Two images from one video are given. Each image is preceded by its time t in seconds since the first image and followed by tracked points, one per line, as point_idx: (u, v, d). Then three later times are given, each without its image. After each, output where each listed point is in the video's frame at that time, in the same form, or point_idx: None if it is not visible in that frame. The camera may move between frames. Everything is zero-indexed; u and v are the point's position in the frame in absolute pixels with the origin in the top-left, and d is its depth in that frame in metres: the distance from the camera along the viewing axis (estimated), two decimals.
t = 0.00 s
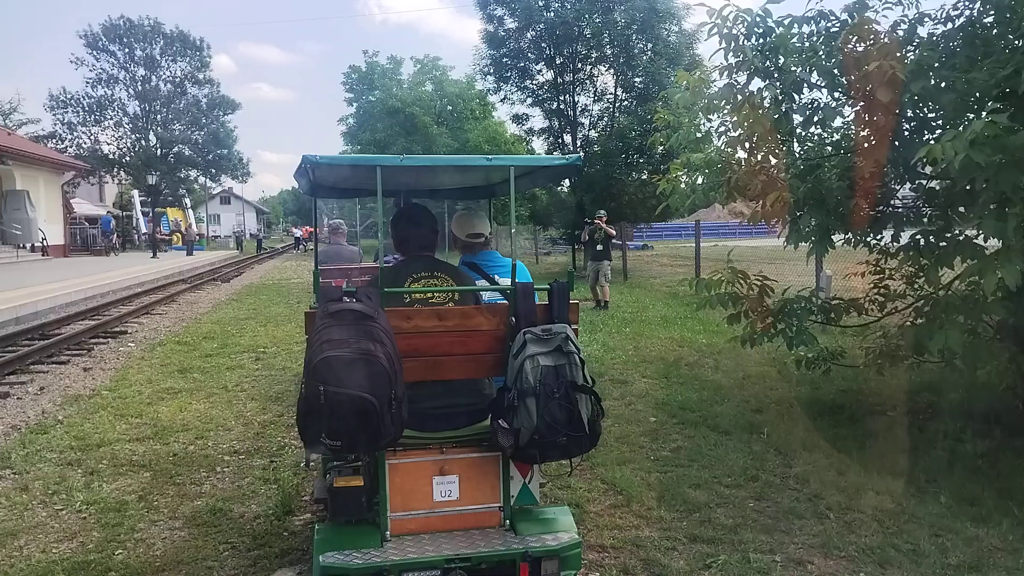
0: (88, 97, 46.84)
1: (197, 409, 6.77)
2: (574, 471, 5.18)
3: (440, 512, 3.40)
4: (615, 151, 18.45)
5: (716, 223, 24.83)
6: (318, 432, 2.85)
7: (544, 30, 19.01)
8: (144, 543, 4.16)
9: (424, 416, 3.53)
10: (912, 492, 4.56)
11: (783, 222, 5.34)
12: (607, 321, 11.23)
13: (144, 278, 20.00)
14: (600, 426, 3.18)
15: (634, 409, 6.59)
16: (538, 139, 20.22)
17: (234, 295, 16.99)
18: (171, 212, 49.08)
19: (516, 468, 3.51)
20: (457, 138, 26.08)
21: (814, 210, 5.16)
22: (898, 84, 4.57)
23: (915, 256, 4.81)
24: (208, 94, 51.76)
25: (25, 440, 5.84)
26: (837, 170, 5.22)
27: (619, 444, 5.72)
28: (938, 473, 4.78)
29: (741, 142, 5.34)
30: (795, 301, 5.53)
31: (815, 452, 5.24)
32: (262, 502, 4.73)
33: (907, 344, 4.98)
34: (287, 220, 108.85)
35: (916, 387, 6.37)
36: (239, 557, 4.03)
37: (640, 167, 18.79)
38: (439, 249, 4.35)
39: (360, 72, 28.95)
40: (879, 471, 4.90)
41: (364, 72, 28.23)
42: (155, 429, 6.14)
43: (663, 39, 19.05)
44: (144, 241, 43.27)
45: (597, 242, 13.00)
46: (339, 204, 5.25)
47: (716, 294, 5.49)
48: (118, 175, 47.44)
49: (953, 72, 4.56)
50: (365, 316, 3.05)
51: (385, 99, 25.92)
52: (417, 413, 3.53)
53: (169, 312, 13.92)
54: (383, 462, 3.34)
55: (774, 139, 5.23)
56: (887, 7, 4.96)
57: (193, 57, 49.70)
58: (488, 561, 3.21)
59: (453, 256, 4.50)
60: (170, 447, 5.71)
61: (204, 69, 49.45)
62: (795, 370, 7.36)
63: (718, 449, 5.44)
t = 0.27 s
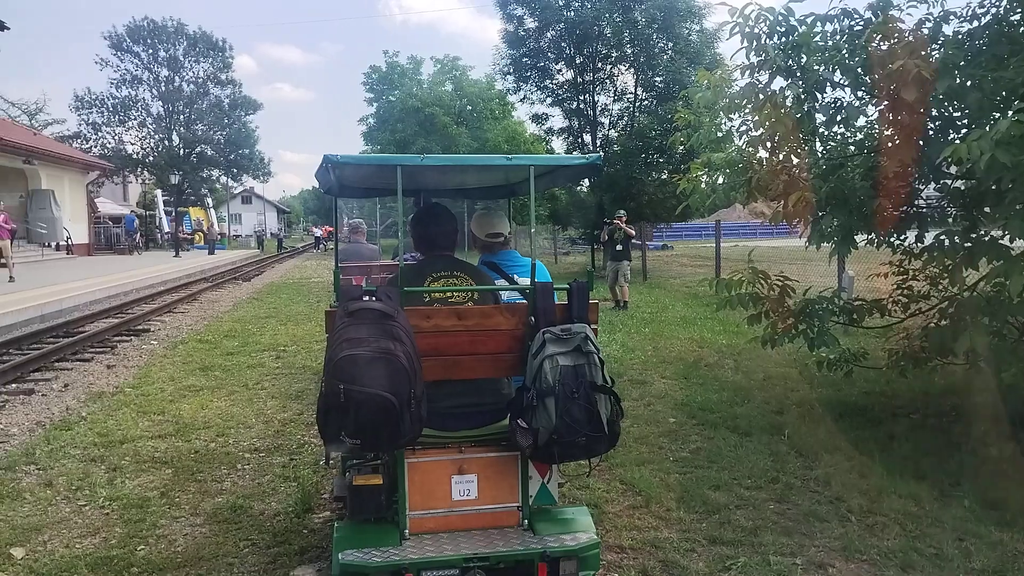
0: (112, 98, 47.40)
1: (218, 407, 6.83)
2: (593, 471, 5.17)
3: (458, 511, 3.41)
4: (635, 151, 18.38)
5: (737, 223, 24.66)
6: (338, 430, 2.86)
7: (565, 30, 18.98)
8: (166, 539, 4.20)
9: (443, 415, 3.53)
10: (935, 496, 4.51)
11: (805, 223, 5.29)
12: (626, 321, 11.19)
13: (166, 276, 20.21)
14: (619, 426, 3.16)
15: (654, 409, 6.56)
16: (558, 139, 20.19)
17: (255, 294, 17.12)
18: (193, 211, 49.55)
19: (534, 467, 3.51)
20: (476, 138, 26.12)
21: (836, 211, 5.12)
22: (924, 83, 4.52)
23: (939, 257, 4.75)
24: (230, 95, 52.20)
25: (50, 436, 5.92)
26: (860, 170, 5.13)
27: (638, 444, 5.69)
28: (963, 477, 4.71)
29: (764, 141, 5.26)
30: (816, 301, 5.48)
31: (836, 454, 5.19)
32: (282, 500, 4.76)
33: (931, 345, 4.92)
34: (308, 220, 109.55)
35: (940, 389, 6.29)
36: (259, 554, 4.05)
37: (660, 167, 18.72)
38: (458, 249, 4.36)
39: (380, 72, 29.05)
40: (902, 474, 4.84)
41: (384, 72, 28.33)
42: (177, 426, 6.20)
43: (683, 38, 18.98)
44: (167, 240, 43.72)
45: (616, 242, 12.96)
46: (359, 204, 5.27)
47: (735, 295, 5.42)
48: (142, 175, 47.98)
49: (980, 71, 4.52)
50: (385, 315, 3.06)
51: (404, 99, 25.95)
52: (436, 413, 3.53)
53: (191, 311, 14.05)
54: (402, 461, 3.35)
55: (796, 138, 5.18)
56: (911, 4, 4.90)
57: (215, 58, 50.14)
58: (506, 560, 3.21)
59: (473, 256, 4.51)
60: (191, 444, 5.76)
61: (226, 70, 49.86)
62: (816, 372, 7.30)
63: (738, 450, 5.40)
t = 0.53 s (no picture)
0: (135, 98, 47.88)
1: (238, 405, 6.88)
2: (610, 471, 5.16)
3: (476, 511, 3.41)
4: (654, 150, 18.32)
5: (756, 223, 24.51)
6: (356, 428, 2.88)
7: (583, 29, 18.95)
8: (186, 535, 4.24)
9: (461, 414, 3.54)
10: (957, 499, 4.46)
11: (825, 223, 5.32)
12: (644, 321, 11.15)
13: (187, 275, 20.39)
14: (636, 427, 3.15)
15: (672, 410, 6.54)
16: (576, 139, 20.14)
17: (274, 293, 17.23)
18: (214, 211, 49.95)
19: (551, 467, 3.50)
20: (494, 137, 26.13)
21: (858, 211, 5.12)
22: (948, 82, 4.48)
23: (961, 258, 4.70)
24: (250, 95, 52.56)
25: (72, 433, 6.00)
26: (882, 169, 5.12)
27: (656, 445, 5.68)
28: (986, 481, 4.65)
29: (784, 140, 5.20)
30: (837, 302, 5.43)
31: (857, 457, 5.15)
32: (300, 497, 4.79)
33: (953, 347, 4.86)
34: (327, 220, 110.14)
35: (963, 391, 6.22)
36: (278, 551, 4.08)
37: (679, 167, 18.65)
38: (476, 248, 4.36)
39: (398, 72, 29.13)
40: (924, 477, 4.79)
41: (403, 72, 28.41)
42: (198, 424, 6.26)
43: (703, 37, 18.89)
44: (188, 239, 44.13)
45: (634, 242, 12.92)
46: (377, 204, 5.29)
47: (756, 295, 5.40)
48: (163, 174, 48.50)
49: (1004, 69, 4.47)
50: (404, 314, 3.07)
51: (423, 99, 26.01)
52: (453, 412, 3.55)
53: (211, 309, 14.17)
54: (419, 459, 3.36)
55: (817, 137, 5.13)
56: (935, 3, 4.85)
57: (236, 58, 50.51)
58: (523, 560, 3.21)
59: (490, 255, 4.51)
60: (211, 442, 5.81)
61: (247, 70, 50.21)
62: (836, 373, 7.24)
63: (757, 452, 5.37)
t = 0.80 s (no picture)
0: (154, 99, 48.30)
1: (255, 403, 6.93)
2: (626, 473, 5.14)
3: (491, 510, 3.41)
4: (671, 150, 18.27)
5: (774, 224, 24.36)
6: (372, 427, 2.89)
7: (601, 29, 18.93)
8: (204, 533, 4.28)
9: (477, 414, 3.54)
10: (977, 503, 4.41)
11: (844, 225, 5.27)
12: (661, 322, 11.12)
13: (205, 275, 20.54)
14: (653, 428, 3.14)
15: (688, 411, 6.51)
16: (592, 139, 20.09)
17: (292, 292, 17.33)
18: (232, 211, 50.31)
19: (567, 468, 3.49)
20: (511, 137, 26.14)
21: (877, 211, 5.07)
22: (970, 82, 4.43)
23: (983, 259, 4.65)
24: (269, 96, 52.89)
25: (92, 431, 6.06)
26: (902, 169, 5.07)
27: (672, 446, 5.65)
28: (1008, 485, 4.60)
29: (804, 140, 5.19)
30: (855, 303, 5.39)
31: (876, 459, 5.10)
32: (317, 496, 4.81)
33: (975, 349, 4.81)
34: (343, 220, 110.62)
35: (984, 393, 6.15)
36: (294, 549, 4.10)
37: (696, 167, 18.58)
38: (492, 248, 4.36)
39: (415, 72, 29.20)
40: (944, 480, 4.74)
41: (420, 72, 28.48)
42: (216, 422, 6.30)
43: (721, 37, 18.82)
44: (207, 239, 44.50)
45: (651, 242, 12.88)
46: (394, 204, 5.31)
47: (772, 296, 5.42)
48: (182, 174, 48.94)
49: None
50: (420, 314, 3.08)
51: (440, 100, 26.07)
52: (469, 412, 3.55)
53: (229, 308, 14.27)
54: (435, 459, 3.37)
55: (837, 137, 5.10)
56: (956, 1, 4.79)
57: (255, 59, 50.85)
58: (539, 561, 3.21)
59: (506, 255, 4.51)
60: (229, 440, 5.85)
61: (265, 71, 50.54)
62: (855, 375, 7.18)
63: (774, 454, 5.33)
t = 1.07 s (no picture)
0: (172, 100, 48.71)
1: (271, 403, 6.97)
2: (641, 474, 5.12)
3: (506, 511, 3.42)
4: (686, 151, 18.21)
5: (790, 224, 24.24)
6: (387, 429, 2.90)
7: (616, 29, 18.89)
8: (220, 531, 4.30)
9: (492, 414, 3.54)
10: (997, 506, 4.37)
11: (862, 226, 5.19)
12: (676, 323, 11.08)
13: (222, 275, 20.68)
14: (669, 429, 3.13)
15: (703, 412, 6.48)
16: (607, 139, 20.05)
17: (307, 292, 17.42)
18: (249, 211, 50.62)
19: (582, 468, 3.49)
20: (525, 138, 26.16)
21: (895, 212, 4.98)
22: (990, 81, 4.38)
23: (1002, 260, 4.62)
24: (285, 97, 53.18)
25: (111, 429, 6.12)
26: (921, 170, 4.98)
27: (687, 448, 5.63)
28: None
29: (820, 140, 5.14)
30: (873, 305, 5.35)
31: (893, 462, 5.06)
32: (332, 495, 4.84)
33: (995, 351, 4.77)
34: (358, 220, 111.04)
35: (1003, 396, 6.09)
36: (310, 548, 4.12)
37: (711, 167, 18.52)
38: (507, 249, 4.36)
39: (430, 73, 29.26)
40: (963, 484, 4.70)
41: (435, 73, 28.54)
42: (232, 421, 6.34)
43: (737, 37, 18.76)
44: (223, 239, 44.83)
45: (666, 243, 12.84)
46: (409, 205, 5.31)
47: (788, 297, 5.40)
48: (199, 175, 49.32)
49: None
50: (435, 314, 3.09)
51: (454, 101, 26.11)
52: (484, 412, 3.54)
53: (246, 309, 14.35)
54: (450, 459, 3.38)
55: (854, 138, 5.05)
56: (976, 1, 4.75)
57: (271, 61, 51.14)
58: (553, 562, 3.20)
59: (521, 256, 4.51)
60: (245, 439, 5.89)
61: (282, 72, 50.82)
62: (872, 377, 7.12)
63: (790, 456, 5.30)
